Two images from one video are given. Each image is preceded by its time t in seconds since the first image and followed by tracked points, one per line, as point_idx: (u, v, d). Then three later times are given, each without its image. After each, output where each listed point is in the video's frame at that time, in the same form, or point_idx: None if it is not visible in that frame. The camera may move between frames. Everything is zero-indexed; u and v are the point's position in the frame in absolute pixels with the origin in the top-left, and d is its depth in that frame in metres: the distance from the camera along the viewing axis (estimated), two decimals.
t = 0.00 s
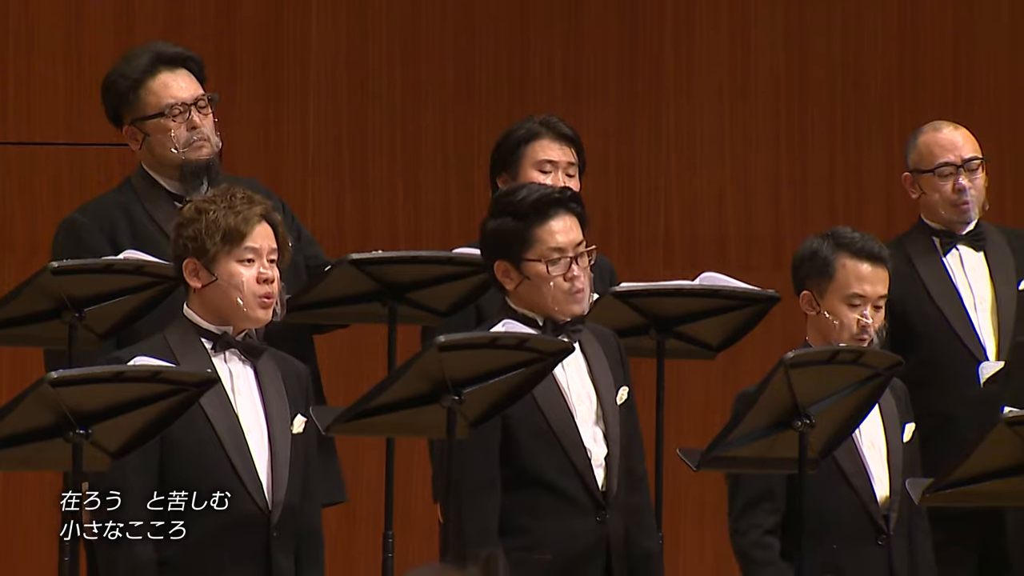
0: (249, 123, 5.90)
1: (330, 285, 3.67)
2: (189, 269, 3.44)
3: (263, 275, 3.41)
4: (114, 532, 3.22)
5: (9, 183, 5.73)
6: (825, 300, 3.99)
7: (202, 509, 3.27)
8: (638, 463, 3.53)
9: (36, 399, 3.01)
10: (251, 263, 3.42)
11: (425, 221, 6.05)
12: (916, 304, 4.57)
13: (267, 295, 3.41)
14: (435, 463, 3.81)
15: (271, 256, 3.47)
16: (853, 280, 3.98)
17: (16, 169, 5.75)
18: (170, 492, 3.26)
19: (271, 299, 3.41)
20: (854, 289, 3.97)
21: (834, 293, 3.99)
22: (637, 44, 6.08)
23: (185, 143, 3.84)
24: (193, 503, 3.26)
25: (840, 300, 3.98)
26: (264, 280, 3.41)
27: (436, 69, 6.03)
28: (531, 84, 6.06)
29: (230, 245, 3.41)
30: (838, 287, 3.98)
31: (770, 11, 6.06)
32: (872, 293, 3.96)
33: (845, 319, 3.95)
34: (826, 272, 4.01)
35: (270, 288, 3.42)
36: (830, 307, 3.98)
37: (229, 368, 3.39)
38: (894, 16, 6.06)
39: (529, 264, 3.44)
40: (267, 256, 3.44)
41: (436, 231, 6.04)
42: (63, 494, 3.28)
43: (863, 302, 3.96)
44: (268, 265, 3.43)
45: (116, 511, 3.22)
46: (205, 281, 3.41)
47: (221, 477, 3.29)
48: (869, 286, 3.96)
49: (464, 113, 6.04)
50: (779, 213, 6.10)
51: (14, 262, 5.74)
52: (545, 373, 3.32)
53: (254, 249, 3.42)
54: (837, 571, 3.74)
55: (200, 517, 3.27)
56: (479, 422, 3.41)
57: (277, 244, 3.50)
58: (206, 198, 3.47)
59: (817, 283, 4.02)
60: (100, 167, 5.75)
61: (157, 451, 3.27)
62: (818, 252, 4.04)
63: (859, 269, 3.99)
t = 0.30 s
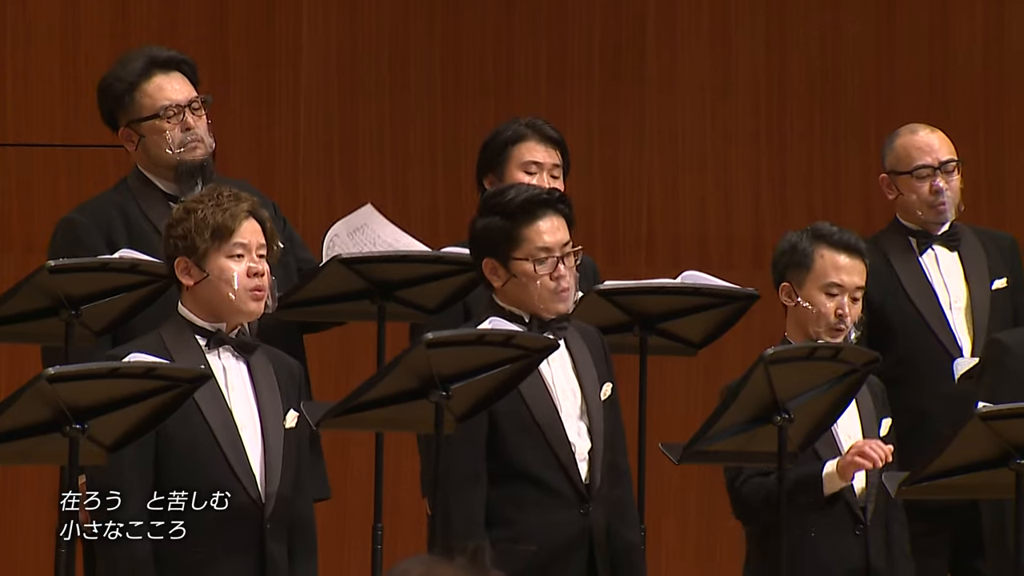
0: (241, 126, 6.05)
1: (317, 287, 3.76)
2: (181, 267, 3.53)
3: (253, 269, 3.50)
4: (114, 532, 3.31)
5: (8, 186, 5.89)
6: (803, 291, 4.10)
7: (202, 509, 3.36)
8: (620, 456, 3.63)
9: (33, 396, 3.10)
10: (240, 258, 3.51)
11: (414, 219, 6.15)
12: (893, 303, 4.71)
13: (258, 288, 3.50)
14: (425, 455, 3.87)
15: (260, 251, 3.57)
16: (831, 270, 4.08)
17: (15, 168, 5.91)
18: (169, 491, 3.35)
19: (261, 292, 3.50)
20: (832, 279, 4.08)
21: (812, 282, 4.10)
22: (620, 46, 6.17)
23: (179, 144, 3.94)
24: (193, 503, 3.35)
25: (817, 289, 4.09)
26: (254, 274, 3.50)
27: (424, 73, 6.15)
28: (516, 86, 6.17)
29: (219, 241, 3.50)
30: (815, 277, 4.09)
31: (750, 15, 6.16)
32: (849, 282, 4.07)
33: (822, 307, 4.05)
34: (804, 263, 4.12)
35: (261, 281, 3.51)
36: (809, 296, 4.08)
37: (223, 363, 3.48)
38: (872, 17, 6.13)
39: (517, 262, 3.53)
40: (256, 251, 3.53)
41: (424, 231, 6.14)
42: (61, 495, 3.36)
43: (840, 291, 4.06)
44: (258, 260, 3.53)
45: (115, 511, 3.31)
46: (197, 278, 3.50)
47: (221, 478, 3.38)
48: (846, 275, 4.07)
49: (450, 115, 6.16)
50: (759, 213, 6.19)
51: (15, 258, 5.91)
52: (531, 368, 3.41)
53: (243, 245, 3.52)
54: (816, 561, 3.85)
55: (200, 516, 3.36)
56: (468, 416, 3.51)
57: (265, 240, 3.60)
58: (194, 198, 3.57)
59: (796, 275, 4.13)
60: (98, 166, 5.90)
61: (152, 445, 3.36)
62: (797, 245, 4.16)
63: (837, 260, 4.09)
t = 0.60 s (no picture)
0: (234, 127, 6.14)
1: (310, 285, 3.84)
2: (176, 268, 3.62)
3: (246, 269, 3.59)
4: (115, 532, 3.38)
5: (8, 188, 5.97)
6: (791, 283, 4.19)
7: (202, 508, 3.46)
8: (604, 452, 3.73)
9: (32, 392, 3.19)
10: (233, 259, 3.60)
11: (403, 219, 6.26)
12: (877, 302, 4.83)
13: (251, 288, 3.60)
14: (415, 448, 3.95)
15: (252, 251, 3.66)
16: (821, 264, 4.20)
17: (15, 171, 5.99)
18: (170, 492, 3.45)
19: (255, 291, 3.60)
20: (821, 272, 4.19)
21: (802, 274, 4.19)
22: (604, 47, 6.27)
23: (178, 147, 4.04)
24: (193, 502, 3.45)
25: (807, 281, 4.18)
26: (247, 274, 3.59)
27: (413, 73, 6.24)
28: (504, 89, 6.27)
29: (212, 243, 3.59)
30: (806, 269, 4.19)
31: (731, 17, 6.27)
32: (837, 278, 4.19)
33: (809, 298, 4.16)
34: (794, 257, 4.22)
35: (253, 281, 3.61)
36: (797, 287, 4.18)
37: (218, 361, 3.58)
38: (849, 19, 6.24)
39: (508, 265, 3.64)
40: (249, 251, 3.62)
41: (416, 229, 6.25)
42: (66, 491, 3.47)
43: (829, 285, 4.18)
44: (250, 260, 3.62)
45: (116, 511, 3.38)
46: (191, 279, 3.59)
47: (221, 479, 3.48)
48: (836, 271, 4.19)
49: (438, 117, 6.26)
50: (742, 213, 6.31)
51: (14, 260, 6.00)
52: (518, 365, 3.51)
53: (236, 246, 3.61)
54: (800, 550, 3.96)
55: (200, 515, 3.46)
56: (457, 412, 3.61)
57: (258, 238, 3.69)
58: (187, 200, 3.66)
59: (784, 268, 4.22)
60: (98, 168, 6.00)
61: (151, 441, 3.46)
62: (787, 242, 4.26)
63: (827, 255, 4.21)
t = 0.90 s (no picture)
0: (229, 130, 6.24)
1: (305, 283, 3.94)
2: (171, 268, 3.71)
3: (241, 270, 3.70)
4: (115, 532, 3.47)
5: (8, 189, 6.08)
6: (779, 279, 4.28)
7: (203, 507, 3.56)
8: (589, 448, 3.84)
9: (32, 389, 3.30)
10: (229, 260, 3.71)
11: (393, 220, 6.36)
12: (864, 298, 4.91)
13: (246, 288, 3.70)
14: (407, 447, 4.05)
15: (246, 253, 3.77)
16: (808, 261, 4.30)
17: (15, 173, 6.09)
18: (170, 492, 3.55)
19: (249, 292, 3.70)
20: (808, 268, 4.29)
21: (790, 270, 4.29)
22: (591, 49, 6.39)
23: (179, 149, 4.14)
24: (194, 502, 3.55)
25: (795, 276, 4.28)
26: (242, 274, 3.69)
27: (405, 75, 6.34)
28: (493, 93, 6.38)
29: (208, 244, 3.70)
30: (793, 265, 4.29)
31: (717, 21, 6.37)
32: (824, 275, 4.29)
33: (797, 294, 4.26)
34: (782, 254, 4.32)
35: (248, 281, 3.71)
36: (784, 283, 4.28)
37: (212, 359, 3.67)
38: (831, 21, 6.34)
39: (497, 262, 3.74)
40: (243, 253, 3.73)
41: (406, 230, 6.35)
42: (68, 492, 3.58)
43: (815, 281, 4.28)
44: (245, 261, 3.72)
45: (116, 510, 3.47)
46: (187, 279, 3.69)
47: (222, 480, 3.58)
48: (823, 268, 4.29)
49: (429, 120, 6.36)
50: (724, 214, 6.42)
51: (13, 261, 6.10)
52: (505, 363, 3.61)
53: (231, 248, 3.72)
54: (783, 543, 4.05)
55: (200, 515, 3.56)
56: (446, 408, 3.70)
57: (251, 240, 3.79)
58: (182, 202, 3.76)
59: (772, 266, 4.31)
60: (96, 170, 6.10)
61: (147, 438, 3.55)
62: (775, 242, 4.36)
63: (813, 254, 4.32)
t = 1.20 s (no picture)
0: (222, 132, 6.35)
1: (296, 283, 4.04)
2: (166, 268, 3.81)
3: (233, 269, 3.79)
4: (115, 531, 3.57)
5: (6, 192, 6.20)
6: (761, 277, 4.39)
7: (203, 507, 3.67)
8: (573, 441, 3.95)
9: (31, 385, 3.38)
10: (222, 260, 3.80)
11: (382, 221, 6.47)
12: (848, 295, 5.04)
13: (238, 287, 3.80)
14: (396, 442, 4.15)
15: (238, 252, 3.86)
16: (789, 257, 4.40)
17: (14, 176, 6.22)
18: (171, 492, 3.65)
19: (242, 290, 3.80)
20: (789, 263, 4.39)
21: (771, 267, 4.39)
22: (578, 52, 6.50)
23: (183, 149, 4.25)
24: (194, 502, 3.66)
25: (776, 273, 4.39)
26: (234, 274, 3.79)
27: (395, 78, 6.46)
28: (481, 95, 6.50)
29: (202, 245, 3.79)
30: (774, 263, 4.39)
31: (700, 23, 6.49)
32: (804, 270, 4.39)
33: (779, 291, 4.37)
34: (762, 252, 4.42)
35: (241, 280, 3.81)
36: (766, 281, 4.38)
37: (206, 355, 3.77)
38: (815, 24, 6.44)
39: (483, 258, 3.85)
40: (235, 252, 3.82)
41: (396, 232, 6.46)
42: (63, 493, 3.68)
43: (797, 277, 4.38)
44: (237, 260, 3.81)
45: (116, 511, 3.57)
46: (181, 279, 3.78)
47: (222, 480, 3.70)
48: (803, 263, 4.39)
49: (416, 123, 6.48)
50: (706, 215, 6.53)
51: (11, 260, 6.22)
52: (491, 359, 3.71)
53: (224, 247, 3.81)
54: (764, 535, 4.16)
55: (200, 514, 3.66)
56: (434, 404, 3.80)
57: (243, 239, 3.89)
58: (175, 203, 3.84)
59: (754, 264, 4.42)
60: (92, 171, 6.21)
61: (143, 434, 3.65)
62: (755, 241, 4.46)
63: (794, 250, 4.41)
